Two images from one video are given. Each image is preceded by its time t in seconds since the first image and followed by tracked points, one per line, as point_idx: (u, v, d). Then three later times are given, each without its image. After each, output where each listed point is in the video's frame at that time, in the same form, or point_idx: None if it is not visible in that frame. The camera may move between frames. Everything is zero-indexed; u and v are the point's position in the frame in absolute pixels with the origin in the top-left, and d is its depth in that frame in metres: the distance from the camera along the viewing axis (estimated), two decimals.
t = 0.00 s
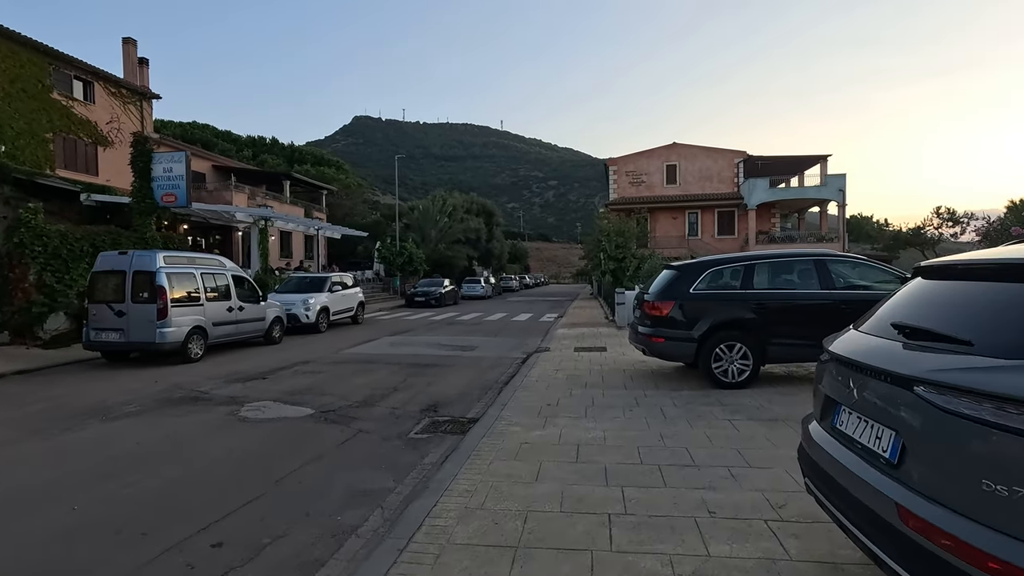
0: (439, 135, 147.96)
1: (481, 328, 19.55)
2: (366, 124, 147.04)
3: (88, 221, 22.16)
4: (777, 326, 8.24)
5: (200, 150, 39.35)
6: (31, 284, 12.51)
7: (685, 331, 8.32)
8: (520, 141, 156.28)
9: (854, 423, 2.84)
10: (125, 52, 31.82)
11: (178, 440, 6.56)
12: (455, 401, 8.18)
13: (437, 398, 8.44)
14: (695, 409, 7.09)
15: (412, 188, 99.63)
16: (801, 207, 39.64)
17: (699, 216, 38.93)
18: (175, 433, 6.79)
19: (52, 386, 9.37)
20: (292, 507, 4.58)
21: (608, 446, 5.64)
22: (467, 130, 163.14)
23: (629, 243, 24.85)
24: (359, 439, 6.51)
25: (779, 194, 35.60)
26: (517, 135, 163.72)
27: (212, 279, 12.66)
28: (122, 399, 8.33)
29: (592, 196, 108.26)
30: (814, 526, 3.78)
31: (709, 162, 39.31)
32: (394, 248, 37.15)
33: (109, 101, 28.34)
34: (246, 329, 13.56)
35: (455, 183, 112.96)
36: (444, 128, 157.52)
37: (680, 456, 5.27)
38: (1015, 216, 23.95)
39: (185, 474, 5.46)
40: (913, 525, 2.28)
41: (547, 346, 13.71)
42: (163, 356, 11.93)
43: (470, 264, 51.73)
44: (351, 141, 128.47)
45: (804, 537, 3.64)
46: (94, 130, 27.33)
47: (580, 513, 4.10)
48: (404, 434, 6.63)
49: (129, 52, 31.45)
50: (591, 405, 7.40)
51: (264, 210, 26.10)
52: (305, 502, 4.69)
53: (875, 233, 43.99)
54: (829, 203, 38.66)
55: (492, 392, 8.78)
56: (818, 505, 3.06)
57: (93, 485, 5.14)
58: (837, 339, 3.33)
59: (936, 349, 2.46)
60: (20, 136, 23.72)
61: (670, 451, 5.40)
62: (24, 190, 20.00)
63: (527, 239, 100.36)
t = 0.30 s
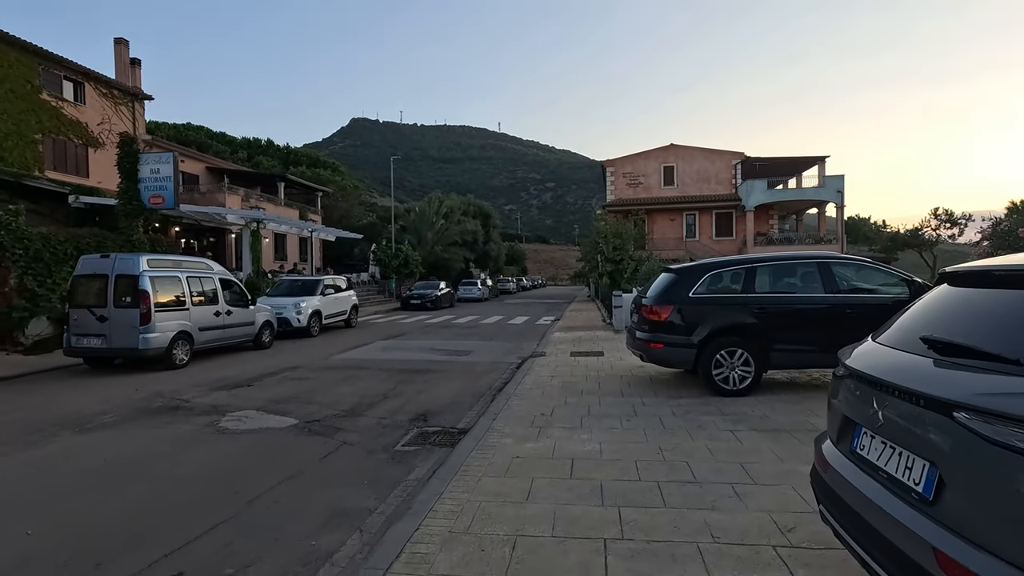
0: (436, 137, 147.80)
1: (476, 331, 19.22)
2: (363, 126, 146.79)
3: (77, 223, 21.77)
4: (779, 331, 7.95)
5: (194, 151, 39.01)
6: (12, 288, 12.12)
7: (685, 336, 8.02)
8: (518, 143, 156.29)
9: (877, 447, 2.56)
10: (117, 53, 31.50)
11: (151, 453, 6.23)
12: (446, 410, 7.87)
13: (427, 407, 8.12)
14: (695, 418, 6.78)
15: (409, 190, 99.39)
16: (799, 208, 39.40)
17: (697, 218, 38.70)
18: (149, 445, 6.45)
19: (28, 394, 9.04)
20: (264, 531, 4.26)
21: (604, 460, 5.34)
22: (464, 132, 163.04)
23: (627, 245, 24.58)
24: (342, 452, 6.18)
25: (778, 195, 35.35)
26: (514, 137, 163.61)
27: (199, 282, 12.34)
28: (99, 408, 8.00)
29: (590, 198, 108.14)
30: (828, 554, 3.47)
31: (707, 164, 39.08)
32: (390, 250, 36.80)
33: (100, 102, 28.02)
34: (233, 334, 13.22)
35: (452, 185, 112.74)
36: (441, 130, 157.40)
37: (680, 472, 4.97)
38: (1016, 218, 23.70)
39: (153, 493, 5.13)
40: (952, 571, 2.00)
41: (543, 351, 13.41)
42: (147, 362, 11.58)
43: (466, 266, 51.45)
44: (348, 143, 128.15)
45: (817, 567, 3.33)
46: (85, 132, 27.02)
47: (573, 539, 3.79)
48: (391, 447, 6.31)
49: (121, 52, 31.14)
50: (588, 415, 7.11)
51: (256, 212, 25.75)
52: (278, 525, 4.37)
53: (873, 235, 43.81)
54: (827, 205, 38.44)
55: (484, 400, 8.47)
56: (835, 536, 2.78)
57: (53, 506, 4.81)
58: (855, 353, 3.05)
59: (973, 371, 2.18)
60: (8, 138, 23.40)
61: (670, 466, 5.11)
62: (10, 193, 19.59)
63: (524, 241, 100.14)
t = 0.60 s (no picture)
0: (435, 139, 147.80)
1: (473, 334, 18.90)
2: (362, 128, 146.70)
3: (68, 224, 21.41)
4: (786, 334, 7.63)
5: (190, 152, 38.71)
6: None
7: (688, 339, 7.70)
8: (516, 145, 156.39)
9: (918, 467, 2.24)
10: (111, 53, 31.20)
11: (125, 462, 5.89)
12: (438, 417, 7.53)
13: (419, 413, 7.77)
14: (700, 425, 6.46)
15: (408, 193, 99.22)
16: (799, 209, 39.14)
17: (697, 219, 38.43)
18: (124, 455, 6.11)
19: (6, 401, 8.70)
20: (234, 553, 3.92)
21: (604, 472, 5.02)
22: (463, 134, 162.94)
23: (626, 246, 24.30)
24: (327, 463, 5.84)
25: (778, 196, 35.09)
26: (513, 139, 163.53)
27: (187, 284, 12.01)
28: (77, 415, 7.66)
29: (588, 200, 108.02)
30: None
31: (706, 164, 38.82)
32: (387, 252, 36.50)
33: (93, 102, 27.74)
34: (224, 337, 12.88)
35: (451, 187, 112.57)
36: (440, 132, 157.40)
37: (686, 485, 4.64)
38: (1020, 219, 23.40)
39: (123, 507, 4.81)
40: None
41: (541, 354, 13.07)
42: (133, 366, 11.24)
43: (465, 268, 51.18)
44: (347, 145, 128.00)
45: None
46: (78, 132, 26.72)
47: (571, 562, 3.47)
48: (379, 456, 5.98)
49: (115, 52, 30.84)
50: (587, 422, 6.78)
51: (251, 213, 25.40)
52: (250, 546, 4.04)
53: (874, 236, 43.58)
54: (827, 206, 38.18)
55: (479, 406, 8.13)
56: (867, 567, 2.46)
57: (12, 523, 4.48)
58: (885, 359, 2.73)
59: None
60: None
61: (675, 478, 4.78)
62: None
63: (523, 242, 100.00)
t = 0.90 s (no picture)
0: (435, 141, 147.59)
1: (471, 337, 18.56)
2: (362, 129, 146.45)
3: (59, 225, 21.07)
4: (797, 340, 7.28)
5: (186, 153, 38.41)
6: None
7: (694, 345, 7.36)
8: (516, 146, 156.21)
9: (986, 513, 1.89)
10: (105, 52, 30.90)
11: (96, 477, 5.54)
12: (432, 427, 7.18)
13: (411, 423, 7.41)
14: (706, 437, 6.11)
15: (407, 194, 98.98)
16: (800, 211, 38.82)
17: (698, 220, 38.10)
18: (96, 468, 5.76)
19: None
20: None
21: (606, 491, 4.66)
22: (463, 135, 162.73)
23: (626, 247, 24.06)
24: (311, 478, 5.49)
25: (779, 197, 34.77)
26: (513, 140, 163.28)
27: (175, 287, 11.66)
28: (53, 425, 7.31)
29: (588, 201, 107.74)
30: None
31: (707, 165, 38.50)
32: (385, 253, 36.15)
33: (87, 101, 27.48)
34: (214, 341, 12.53)
35: (450, 188, 112.33)
36: (439, 133, 157.22)
37: (694, 507, 4.29)
38: None
39: (86, 528, 4.45)
40: None
41: (540, 358, 12.73)
42: (119, 371, 10.89)
43: (463, 269, 50.90)
44: (346, 146, 127.81)
45: None
46: (72, 132, 26.43)
47: None
48: (367, 471, 5.63)
49: (109, 51, 30.54)
50: (588, 433, 6.43)
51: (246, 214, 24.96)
52: None
53: (875, 238, 43.25)
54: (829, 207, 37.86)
55: (475, 415, 7.78)
56: None
57: None
58: (933, 381, 2.39)
59: None
60: None
61: (684, 499, 4.43)
62: None
63: (523, 244, 99.76)
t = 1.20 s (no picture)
0: (435, 143, 147.51)
1: (469, 340, 18.22)
2: (362, 131, 146.29)
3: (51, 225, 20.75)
4: (807, 344, 6.93)
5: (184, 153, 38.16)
6: None
7: (699, 350, 7.01)
8: (517, 149, 156.14)
9: None
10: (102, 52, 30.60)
11: (61, 490, 5.18)
12: (423, 436, 6.82)
13: (402, 431, 7.05)
14: (713, 447, 5.76)
15: (407, 196, 98.72)
16: (802, 213, 38.50)
17: (699, 222, 37.79)
18: (62, 479, 5.39)
19: None
20: None
21: (607, 509, 4.29)
22: (463, 138, 162.51)
23: (628, 249, 23.95)
24: (291, 491, 5.13)
25: (781, 199, 34.46)
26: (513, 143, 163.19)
27: (163, 288, 11.33)
28: (26, 432, 6.96)
29: (589, 203, 107.46)
30: None
31: (708, 167, 38.18)
32: (383, 255, 35.82)
33: (82, 101, 27.28)
34: (203, 343, 12.18)
35: (451, 190, 112.09)
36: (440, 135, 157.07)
37: (703, 526, 3.94)
38: None
39: (43, 547, 4.10)
40: None
41: (539, 362, 12.38)
42: (104, 375, 10.55)
43: (463, 271, 50.61)
44: (346, 148, 127.65)
45: None
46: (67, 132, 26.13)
47: None
48: (351, 484, 5.28)
49: (106, 51, 30.27)
50: (587, 442, 6.07)
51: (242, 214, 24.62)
52: None
53: (878, 241, 42.96)
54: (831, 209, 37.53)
55: (468, 422, 7.42)
56: None
57: None
58: (993, 397, 2.04)
59: None
60: None
61: (691, 518, 4.07)
62: None
63: (523, 246, 99.45)
